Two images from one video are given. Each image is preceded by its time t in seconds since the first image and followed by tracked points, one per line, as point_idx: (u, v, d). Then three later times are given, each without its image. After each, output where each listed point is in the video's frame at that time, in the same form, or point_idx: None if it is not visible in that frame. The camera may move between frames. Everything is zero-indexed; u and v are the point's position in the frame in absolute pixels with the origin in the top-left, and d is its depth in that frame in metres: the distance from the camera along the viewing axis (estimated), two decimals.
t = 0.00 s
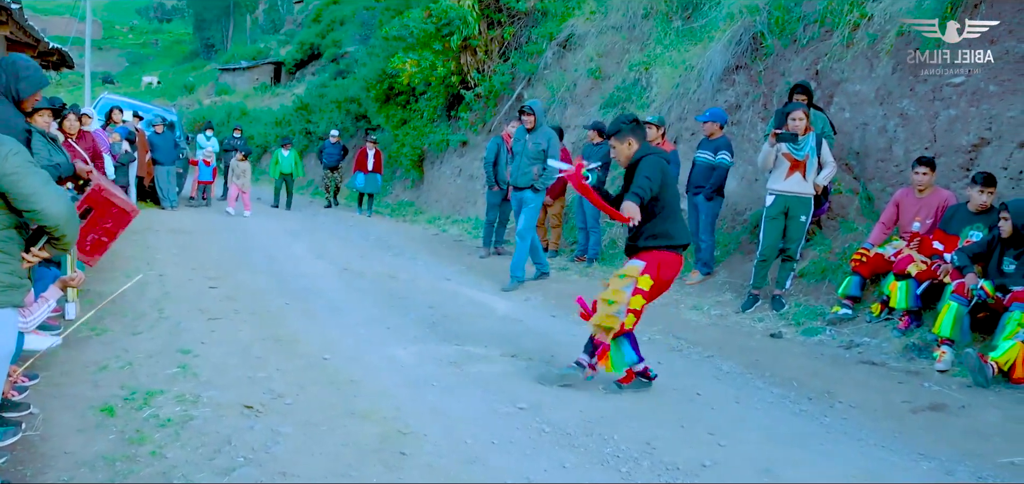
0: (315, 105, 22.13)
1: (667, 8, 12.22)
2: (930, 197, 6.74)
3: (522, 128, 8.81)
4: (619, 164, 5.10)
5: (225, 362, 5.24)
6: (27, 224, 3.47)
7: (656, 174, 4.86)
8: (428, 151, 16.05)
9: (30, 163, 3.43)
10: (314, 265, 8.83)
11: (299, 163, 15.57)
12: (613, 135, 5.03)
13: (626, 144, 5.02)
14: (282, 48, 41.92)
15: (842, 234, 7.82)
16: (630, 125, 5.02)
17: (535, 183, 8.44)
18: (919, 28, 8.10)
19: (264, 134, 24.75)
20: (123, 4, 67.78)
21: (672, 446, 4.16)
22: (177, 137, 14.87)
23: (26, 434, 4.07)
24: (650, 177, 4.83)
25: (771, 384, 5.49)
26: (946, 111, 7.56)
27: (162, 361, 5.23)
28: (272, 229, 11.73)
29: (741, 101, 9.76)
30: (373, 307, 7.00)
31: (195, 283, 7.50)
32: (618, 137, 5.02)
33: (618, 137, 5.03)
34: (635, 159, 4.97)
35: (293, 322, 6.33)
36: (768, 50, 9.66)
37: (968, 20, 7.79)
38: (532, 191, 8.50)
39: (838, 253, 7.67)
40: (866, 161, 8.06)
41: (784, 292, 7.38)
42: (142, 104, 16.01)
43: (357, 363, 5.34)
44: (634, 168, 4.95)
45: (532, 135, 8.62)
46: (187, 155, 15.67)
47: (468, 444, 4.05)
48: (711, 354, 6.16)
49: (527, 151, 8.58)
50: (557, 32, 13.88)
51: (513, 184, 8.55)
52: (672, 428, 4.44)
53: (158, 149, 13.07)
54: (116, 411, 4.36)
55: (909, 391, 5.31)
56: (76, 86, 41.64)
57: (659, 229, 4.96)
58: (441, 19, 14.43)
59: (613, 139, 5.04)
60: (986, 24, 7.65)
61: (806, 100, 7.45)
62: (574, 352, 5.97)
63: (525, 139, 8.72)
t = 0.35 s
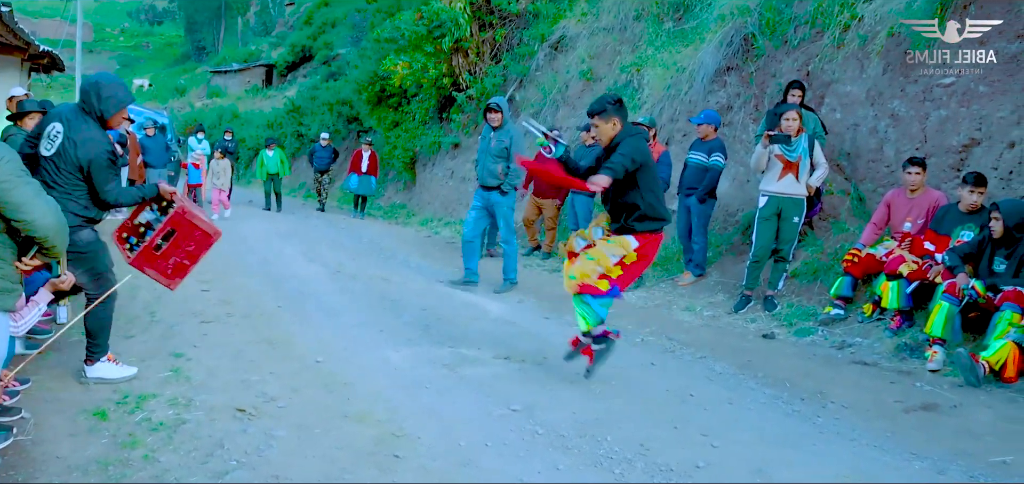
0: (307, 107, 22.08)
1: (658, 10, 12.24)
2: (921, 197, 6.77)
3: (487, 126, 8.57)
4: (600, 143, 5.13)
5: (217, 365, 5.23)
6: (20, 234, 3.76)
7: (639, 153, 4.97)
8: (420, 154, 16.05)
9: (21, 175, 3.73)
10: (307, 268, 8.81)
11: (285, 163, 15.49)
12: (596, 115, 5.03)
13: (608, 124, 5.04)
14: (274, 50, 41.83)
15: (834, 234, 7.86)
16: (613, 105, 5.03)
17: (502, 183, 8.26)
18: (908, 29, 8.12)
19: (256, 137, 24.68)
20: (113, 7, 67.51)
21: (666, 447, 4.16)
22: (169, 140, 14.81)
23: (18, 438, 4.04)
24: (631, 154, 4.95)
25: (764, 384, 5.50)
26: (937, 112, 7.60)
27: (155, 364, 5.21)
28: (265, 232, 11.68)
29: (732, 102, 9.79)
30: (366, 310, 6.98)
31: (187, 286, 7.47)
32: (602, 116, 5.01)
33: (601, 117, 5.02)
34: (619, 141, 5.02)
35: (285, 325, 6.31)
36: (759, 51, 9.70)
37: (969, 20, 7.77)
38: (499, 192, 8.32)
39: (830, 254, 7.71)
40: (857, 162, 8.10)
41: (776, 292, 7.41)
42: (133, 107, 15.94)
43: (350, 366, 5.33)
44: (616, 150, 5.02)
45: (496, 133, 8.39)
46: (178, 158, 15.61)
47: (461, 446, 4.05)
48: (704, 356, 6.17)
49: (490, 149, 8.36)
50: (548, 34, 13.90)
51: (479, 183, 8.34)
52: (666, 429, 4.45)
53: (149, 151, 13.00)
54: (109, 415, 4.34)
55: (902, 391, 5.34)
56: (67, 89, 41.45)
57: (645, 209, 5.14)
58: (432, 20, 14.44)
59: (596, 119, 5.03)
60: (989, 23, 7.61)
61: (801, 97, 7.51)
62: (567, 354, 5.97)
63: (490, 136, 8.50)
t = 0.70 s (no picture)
0: (299, 109, 22.04)
1: (650, 11, 12.27)
2: (912, 199, 6.81)
3: (438, 126, 8.34)
4: (577, 160, 5.09)
5: (210, 367, 5.21)
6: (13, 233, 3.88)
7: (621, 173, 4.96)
8: (412, 156, 16.03)
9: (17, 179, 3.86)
10: (299, 270, 8.79)
11: (275, 164, 15.43)
12: (572, 132, 4.97)
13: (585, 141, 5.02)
14: (266, 52, 41.69)
15: (826, 236, 7.90)
16: (589, 121, 4.99)
17: (455, 182, 8.05)
18: (898, 31, 8.20)
19: (247, 138, 24.61)
20: (104, 8, 67.20)
21: (659, 448, 4.17)
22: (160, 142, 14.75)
23: (8, 441, 4.02)
24: (616, 184, 4.89)
25: (757, 385, 5.52)
26: (928, 114, 7.63)
27: (147, 367, 5.19)
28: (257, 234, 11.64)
29: (724, 104, 9.82)
30: (359, 312, 6.97)
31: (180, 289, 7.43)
32: (579, 133, 4.96)
33: (579, 133, 4.97)
34: (598, 158, 5.02)
35: (278, 327, 6.30)
36: (751, 53, 9.73)
37: (969, 20, 7.71)
38: (453, 192, 8.11)
39: (822, 255, 7.75)
40: (848, 163, 8.14)
41: (768, 294, 7.43)
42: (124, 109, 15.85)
43: (343, 368, 5.32)
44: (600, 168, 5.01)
45: (446, 131, 8.16)
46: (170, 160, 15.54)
47: (454, 448, 4.04)
48: (696, 357, 6.18)
49: (442, 148, 8.13)
50: (540, 36, 13.93)
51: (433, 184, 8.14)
52: (658, 430, 4.45)
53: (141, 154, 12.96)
54: (100, 418, 4.32)
55: (893, 392, 5.36)
56: (57, 91, 41.22)
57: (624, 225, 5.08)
58: (424, 23, 14.47)
59: (573, 136, 4.98)
60: (989, 24, 7.55)
61: (793, 99, 7.54)
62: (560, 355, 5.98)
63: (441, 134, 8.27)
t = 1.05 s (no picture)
0: (291, 109, 21.98)
1: (643, 12, 12.30)
2: (903, 199, 6.84)
3: (394, 124, 8.16)
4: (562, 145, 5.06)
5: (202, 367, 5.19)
6: None
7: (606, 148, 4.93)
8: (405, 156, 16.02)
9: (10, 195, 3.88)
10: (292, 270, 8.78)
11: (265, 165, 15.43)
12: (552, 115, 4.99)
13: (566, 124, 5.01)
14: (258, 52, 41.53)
15: (818, 236, 7.95)
16: (568, 104, 5.01)
17: (410, 179, 7.85)
18: (890, 33, 8.16)
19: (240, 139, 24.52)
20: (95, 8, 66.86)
21: (651, 448, 4.18)
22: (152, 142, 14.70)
23: None
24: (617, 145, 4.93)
25: (749, 385, 5.53)
26: (919, 114, 7.66)
27: (139, 367, 5.17)
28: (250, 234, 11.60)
29: (717, 104, 9.85)
30: (352, 312, 6.96)
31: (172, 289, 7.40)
32: (559, 116, 4.97)
33: (558, 116, 4.97)
34: (582, 138, 4.99)
35: (270, 327, 6.28)
36: (744, 54, 9.76)
37: (969, 20, 7.67)
38: (407, 187, 7.85)
39: (814, 256, 7.79)
40: (840, 164, 8.18)
41: (760, 294, 7.45)
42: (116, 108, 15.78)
43: (336, 368, 5.32)
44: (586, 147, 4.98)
45: (403, 129, 7.98)
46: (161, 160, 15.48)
47: (447, 448, 4.04)
48: (689, 357, 6.20)
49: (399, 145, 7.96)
50: (534, 36, 13.95)
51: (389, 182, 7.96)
52: (651, 430, 4.46)
53: (133, 154, 12.93)
54: (92, 419, 4.30)
55: (885, 391, 5.39)
56: (48, 91, 40.99)
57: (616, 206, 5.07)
58: (417, 22, 14.49)
59: (554, 119, 4.99)
60: (990, 22, 7.53)
61: (786, 100, 7.56)
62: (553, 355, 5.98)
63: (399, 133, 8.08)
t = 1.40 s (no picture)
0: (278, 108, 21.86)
1: (630, 12, 12.34)
2: (889, 199, 6.89)
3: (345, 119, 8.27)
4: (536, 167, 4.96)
5: (188, 368, 5.16)
6: None
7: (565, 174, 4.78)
8: (392, 155, 15.98)
9: None
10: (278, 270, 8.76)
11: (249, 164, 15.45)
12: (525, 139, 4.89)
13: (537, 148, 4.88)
14: (245, 51, 41.28)
15: (804, 235, 8.03)
16: (545, 127, 4.89)
17: (355, 175, 7.81)
18: (876, 34, 8.20)
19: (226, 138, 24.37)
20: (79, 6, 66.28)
21: (638, 447, 4.19)
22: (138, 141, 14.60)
23: None
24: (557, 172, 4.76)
25: (736, 385, 5.55)
26: (904, 115, 7.69)
27: (125, 368, 5.12)
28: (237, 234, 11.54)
29: (704, 104, 9.89)
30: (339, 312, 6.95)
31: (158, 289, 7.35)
32: (532, 139, 4.87)
33: (532, 140, 4.88)
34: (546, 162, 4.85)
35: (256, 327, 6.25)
36: (731, 54, 9.80)
37: (968, 19, 7.52)
38: (353, 184, 7.80)
39: (800, 255, 7.85)
40: (827, 164, 8.24)
41: (747, 293, 7.49)
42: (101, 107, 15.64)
43: (323, 367, 5.30)
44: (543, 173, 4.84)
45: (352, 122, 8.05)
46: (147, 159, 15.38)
47: (435, 448, 4.03)
48: (675, 357, 6.22)
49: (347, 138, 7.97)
50: (521, 36, 13.96)
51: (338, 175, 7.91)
52: (638, 429, 4.47)
53: (119, 153, 12.84)
54: (77, 420, 4.26)
55: (870, 390, 5.42)
56: (33, 90, 40.61)
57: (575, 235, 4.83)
58: (405, 22, 14.47)
59: (527, 141, 4.89)
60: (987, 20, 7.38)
61: (771, 100, 7.61)
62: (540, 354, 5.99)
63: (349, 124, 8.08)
